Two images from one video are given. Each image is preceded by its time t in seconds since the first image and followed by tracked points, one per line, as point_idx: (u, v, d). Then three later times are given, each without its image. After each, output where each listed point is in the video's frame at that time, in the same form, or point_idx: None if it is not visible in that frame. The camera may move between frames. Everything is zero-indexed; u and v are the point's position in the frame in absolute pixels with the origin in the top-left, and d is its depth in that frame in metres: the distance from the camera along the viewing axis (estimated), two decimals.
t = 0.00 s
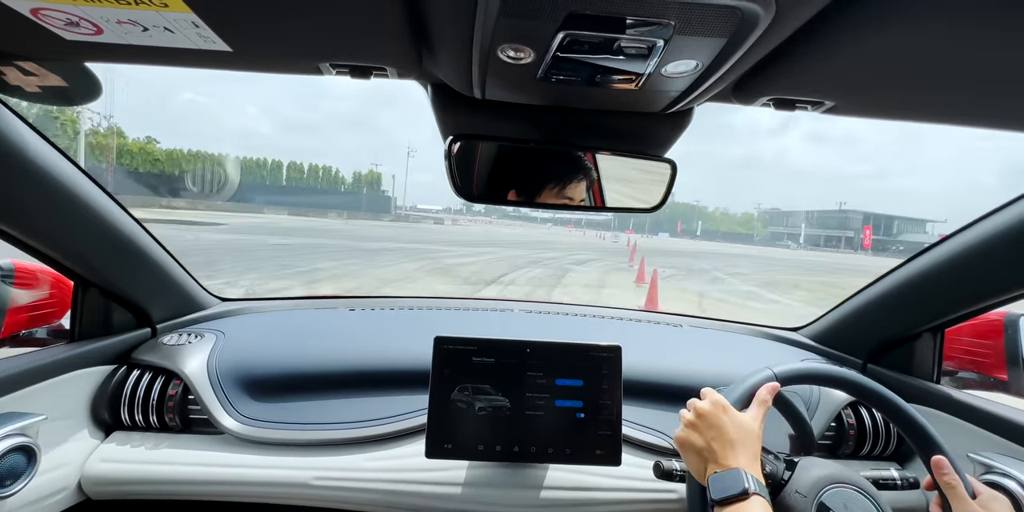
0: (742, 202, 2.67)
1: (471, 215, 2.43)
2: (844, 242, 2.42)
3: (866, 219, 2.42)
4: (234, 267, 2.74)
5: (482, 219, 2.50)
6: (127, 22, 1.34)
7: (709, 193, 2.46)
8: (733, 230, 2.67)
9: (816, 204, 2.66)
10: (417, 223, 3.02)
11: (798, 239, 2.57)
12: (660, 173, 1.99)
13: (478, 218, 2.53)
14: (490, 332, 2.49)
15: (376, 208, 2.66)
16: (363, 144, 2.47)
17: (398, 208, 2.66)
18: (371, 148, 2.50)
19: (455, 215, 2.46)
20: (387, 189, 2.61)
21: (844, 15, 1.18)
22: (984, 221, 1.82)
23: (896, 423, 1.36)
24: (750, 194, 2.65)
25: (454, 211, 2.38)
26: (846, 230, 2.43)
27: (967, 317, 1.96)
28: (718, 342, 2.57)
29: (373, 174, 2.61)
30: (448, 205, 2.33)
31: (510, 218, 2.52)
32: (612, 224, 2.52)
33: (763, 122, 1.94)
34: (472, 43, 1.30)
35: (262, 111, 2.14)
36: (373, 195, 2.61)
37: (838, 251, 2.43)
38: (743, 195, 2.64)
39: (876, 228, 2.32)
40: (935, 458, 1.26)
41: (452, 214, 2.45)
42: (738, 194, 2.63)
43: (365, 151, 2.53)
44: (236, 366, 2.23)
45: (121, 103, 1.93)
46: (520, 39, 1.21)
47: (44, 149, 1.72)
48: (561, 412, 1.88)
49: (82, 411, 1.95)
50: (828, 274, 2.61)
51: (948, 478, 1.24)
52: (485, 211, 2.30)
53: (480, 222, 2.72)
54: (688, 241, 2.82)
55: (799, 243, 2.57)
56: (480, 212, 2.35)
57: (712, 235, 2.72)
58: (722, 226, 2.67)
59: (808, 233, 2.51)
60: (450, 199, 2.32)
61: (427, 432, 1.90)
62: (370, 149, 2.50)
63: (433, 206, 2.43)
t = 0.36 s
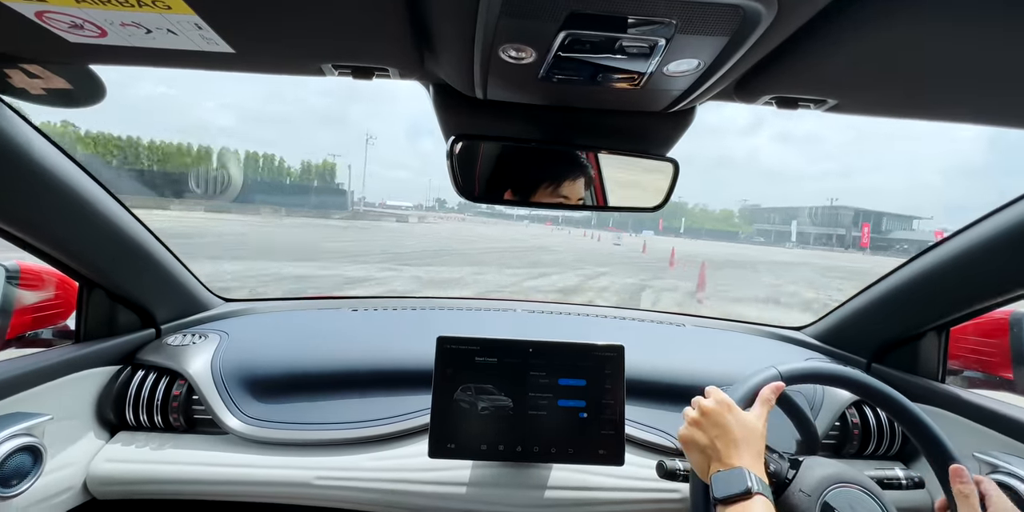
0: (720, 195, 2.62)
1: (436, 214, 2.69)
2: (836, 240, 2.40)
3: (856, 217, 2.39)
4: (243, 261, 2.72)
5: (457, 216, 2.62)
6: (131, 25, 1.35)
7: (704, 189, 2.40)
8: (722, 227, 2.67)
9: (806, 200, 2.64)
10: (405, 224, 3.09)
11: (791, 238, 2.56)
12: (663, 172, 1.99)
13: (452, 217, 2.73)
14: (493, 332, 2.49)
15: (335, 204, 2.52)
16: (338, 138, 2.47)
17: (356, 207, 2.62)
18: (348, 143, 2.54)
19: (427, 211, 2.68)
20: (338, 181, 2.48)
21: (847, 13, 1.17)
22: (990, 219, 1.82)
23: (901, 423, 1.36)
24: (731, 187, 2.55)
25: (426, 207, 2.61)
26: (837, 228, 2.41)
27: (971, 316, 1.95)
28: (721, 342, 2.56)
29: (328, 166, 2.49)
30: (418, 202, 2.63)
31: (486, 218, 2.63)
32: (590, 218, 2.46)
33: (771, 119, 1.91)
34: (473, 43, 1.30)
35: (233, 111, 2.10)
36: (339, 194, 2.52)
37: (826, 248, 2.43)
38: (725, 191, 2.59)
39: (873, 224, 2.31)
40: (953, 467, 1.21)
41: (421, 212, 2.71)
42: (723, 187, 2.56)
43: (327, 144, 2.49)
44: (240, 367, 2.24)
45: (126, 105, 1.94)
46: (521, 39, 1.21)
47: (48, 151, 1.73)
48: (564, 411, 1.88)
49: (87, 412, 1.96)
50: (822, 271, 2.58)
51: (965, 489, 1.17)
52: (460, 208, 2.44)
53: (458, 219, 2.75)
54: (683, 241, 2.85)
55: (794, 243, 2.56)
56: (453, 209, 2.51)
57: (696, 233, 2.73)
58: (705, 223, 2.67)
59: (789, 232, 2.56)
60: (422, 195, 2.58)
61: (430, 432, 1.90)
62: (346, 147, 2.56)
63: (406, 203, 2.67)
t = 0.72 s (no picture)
0: (712, 193, 2.41)
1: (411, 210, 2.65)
2: (833, 238, 2.38)
3: (854, 213, 2.33)
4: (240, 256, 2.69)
5: (432, 214, 2.61)
6: (140, 30, 1.36)
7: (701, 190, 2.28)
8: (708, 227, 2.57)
9: (802, 196, 2.50)
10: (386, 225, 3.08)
11: (789, 237, 2.50)
12: (668, 174, 1.98)
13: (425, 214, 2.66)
14: (498, 334, 2.49)
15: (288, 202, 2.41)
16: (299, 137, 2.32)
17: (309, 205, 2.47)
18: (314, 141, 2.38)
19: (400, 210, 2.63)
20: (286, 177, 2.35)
21: (853, 14, 1.17)
22: (1000, 219, 1.80)
23: (911, 425, 1.34)
24: (722, 185, 2.37)
25: (400, 205, 2.59)
26: (835, 225, 2.37)
27: (980, 317, 1.93)
28: (727, 344, 2.55)
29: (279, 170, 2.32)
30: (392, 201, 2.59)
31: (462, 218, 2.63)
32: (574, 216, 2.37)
33: (774, 121, 1.90)
34: (478, 46, 1.30)
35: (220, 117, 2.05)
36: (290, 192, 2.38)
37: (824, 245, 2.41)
38: (718, 191, 2.40)
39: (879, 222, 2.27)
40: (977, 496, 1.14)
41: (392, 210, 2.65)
42: (718, 185, 2.35)
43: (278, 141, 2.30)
44: (247, 369, 2.25)
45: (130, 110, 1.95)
46: (527, 41, 1.22)
47: (57, 155, 1.75)
48: (569, 414, 1.88)
49: (96, 414, 1.97)
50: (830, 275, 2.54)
51: None
52: (435, 205, 2.45)
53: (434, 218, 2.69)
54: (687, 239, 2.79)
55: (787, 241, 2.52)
56: (431, 206, 2.51)
57: (684, 231, 2.65)
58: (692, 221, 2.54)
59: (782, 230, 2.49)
60: (397, 191, 2.55)
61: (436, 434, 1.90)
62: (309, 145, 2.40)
63: (381, 200, 2.57)
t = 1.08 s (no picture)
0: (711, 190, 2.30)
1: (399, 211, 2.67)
2: (842, 236, 2.32)
3: (866, 209, 2.27)
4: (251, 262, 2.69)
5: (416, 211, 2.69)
6: (148, 24, 1.37)
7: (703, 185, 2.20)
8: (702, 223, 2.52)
9: (813, 192, 2.38)
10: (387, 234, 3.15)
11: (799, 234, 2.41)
12: (675, 168, 1.97)
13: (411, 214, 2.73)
14: (503, 328, 2.50)
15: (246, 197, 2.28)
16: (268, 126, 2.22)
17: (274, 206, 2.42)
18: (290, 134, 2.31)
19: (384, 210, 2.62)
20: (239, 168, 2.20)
21: (866, 4, 1.15)
22: (1015, 214, 1.77)
23: (920, 421, 1.33)
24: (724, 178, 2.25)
25: (382, 204, 2.56)
26: (845, 221, 2.31)
27: (993, 313, 1.90)
28: (734, 339, 2.53)
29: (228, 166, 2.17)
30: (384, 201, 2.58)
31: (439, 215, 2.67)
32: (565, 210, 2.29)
33: (781, 118, 1.89)
34: (484, 39, 1.29)
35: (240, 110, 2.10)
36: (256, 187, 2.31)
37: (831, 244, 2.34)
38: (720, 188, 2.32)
39: (901, 217, 2.16)
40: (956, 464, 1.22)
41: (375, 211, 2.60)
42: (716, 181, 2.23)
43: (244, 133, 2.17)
44: (256, 361, 2.28)
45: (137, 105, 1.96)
46: (533, 33, 1.21)
47: (68, 149, 1.77)
48: (575, 408, 1.88)
49: (109, 404, 2.01)
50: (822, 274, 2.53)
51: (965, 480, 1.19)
52: (420, 202, 2.61)
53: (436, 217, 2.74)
54: (695, 238, 2.77)
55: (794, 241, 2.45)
56: (415, 204, 2.64)
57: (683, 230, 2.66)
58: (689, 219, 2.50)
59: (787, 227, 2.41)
60: (379, 188, 2.52)
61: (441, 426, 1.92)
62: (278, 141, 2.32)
63: (360, 199, 2.51)
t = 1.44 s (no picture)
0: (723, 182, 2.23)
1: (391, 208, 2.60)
2: (875, 233, 2.18)
3: (899, 202, 2.14)
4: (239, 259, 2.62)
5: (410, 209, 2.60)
6: (158, 28, 1.38)
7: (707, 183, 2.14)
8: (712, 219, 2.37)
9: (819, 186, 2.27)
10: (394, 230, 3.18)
11: (831, 233, 2.26)
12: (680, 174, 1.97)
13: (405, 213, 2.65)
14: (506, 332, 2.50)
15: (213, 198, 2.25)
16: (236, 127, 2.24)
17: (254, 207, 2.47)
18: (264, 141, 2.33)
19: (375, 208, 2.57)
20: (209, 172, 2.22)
21: (871, 11, 1.15)
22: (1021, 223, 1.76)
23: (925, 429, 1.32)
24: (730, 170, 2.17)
25: (376, 203, 2.54)
26: (879, 218, 2.18)
27: (1000, 321, 1.89)
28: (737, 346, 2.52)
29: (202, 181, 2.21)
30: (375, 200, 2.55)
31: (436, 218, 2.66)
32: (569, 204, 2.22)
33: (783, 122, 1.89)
34: (489, 43, 1.30)
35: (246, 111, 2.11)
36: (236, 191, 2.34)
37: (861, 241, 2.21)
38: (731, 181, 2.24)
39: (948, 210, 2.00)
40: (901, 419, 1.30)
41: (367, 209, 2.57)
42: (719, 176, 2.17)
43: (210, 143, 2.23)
44: (260, 363, 2.29)
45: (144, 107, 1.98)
46: (538, 39, 1.22)
47: (77, 150, 1.78)
48: (578, 413, 1.87)
49: (114, 405, 2.02)
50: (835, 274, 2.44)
51: (924, 438, 1.25)
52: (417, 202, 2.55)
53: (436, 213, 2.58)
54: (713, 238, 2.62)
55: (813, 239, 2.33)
56: (411, 203, 2.58)
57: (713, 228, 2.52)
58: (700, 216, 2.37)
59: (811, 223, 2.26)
60: (373, 188, 2.52)
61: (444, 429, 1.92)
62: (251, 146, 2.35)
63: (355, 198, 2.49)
